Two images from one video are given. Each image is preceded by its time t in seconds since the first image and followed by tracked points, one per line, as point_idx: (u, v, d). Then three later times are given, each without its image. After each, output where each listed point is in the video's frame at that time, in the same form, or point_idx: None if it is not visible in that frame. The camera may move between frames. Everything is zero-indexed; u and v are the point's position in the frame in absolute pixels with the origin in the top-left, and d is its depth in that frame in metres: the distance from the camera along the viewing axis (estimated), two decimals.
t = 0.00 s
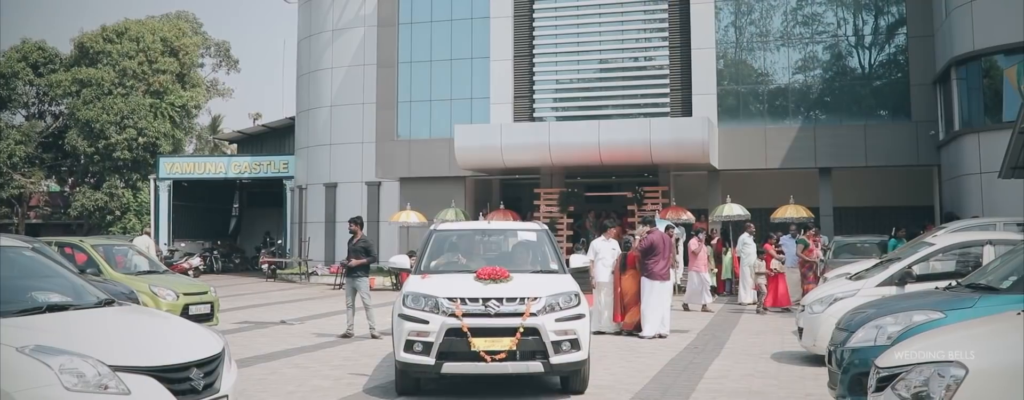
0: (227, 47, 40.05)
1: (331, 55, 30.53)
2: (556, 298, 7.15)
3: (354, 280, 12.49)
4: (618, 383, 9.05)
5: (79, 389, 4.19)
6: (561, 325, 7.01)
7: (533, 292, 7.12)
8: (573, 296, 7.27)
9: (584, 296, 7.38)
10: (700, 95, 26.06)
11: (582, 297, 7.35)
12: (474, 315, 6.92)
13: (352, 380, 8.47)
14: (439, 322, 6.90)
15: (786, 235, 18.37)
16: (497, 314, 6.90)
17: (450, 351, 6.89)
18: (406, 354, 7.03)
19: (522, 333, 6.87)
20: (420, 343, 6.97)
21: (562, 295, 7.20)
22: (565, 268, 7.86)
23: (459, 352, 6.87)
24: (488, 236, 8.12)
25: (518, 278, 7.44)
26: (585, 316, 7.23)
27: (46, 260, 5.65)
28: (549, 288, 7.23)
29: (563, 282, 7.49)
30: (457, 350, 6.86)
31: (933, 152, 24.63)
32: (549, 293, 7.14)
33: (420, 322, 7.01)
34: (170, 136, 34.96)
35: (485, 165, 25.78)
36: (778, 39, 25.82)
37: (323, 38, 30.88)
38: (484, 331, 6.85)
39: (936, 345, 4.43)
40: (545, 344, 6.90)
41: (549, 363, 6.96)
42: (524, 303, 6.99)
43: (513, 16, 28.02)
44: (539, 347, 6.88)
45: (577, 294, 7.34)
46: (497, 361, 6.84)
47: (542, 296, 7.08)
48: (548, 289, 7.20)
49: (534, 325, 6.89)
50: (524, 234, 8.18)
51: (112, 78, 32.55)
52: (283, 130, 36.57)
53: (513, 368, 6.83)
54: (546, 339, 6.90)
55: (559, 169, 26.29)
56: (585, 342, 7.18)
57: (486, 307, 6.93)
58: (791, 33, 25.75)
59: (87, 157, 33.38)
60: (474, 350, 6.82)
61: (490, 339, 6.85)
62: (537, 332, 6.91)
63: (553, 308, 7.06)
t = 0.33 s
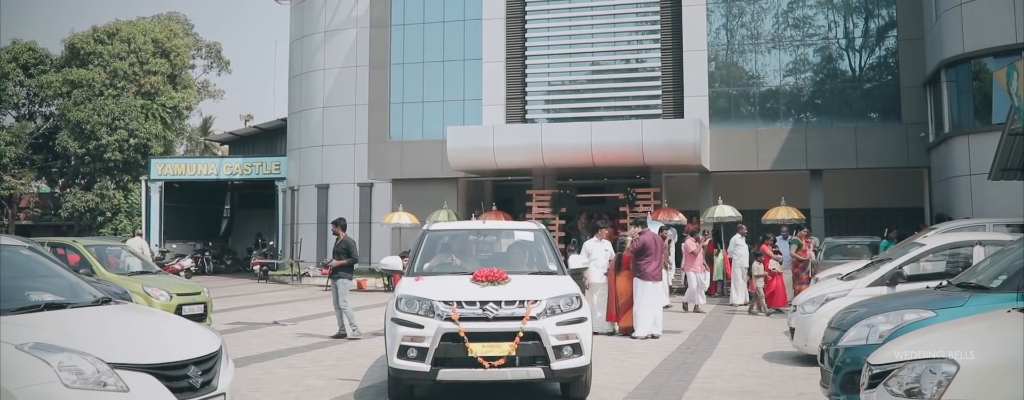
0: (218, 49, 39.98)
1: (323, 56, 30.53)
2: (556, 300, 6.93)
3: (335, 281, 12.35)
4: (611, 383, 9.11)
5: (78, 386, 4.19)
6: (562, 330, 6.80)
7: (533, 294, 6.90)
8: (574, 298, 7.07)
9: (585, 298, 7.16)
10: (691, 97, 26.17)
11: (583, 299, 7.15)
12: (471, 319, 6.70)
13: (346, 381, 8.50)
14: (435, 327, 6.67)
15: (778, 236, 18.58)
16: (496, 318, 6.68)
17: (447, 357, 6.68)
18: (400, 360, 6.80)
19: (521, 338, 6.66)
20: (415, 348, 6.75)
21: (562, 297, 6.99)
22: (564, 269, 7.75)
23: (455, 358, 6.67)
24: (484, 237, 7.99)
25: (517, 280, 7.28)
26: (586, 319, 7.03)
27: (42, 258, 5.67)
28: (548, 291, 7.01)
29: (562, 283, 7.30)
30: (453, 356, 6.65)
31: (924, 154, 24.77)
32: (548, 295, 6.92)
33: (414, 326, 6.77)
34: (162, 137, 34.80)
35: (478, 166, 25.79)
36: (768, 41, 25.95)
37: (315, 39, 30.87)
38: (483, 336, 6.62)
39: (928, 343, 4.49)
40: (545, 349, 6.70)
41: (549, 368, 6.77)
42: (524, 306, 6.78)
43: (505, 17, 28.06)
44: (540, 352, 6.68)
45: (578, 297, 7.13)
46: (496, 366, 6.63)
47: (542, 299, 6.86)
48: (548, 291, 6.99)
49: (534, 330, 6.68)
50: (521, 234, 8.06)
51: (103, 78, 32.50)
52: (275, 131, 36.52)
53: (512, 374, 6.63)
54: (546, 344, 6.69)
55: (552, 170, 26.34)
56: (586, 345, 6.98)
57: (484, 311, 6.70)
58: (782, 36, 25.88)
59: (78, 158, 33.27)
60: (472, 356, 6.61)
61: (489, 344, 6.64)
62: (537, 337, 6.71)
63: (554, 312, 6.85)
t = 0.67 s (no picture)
0: (207, 49, 39.83)
1: (313, 56, 30.53)
2: (557, 303, 6.69)
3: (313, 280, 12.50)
4: (602, 382, 9.16)
5: (74, 383, 4.22)
6: (563, 333, 6.54)
7: (532, 296, 6.66)
8: (575, 300, 6.82)
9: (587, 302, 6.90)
10: (680, 98, 26.29)
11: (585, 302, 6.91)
12: (468, 322, 6.45)
13: (338, 380, 8.53)
14: (429, 330, 6.42)
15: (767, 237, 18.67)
16: (493, 321, 6.44)
17: (442, 362, 6.41)
18: (392, 365, 6.54)
19: (521, 342, 6.40)
20: (407, 353, 6.49)
21: (563, 300, 6.75)
22: (562, 270, 7.59)
23: (451, 363, 6.40)
24: (479, 236, 7.83)
25: (514, 280, 7.11)
26: (588, 323, 6.77)
27: (35, 255, 5.68)
28: (549, 293, 6.77)
29: (563, 285, 7.06)
30: (449, 361, 6.38)
31: (911, 155, 24.93)
32: (548, 297, 6.69)
33: (407, 330, 6.52)
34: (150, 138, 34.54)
35: (467, 167, 25.80)
36: (757, 43, 26.07)
37: (305, 40, 30.82)
38: (480, 340, 6.37)
39: (917, 340, 4.56)
40: (545, 353, 6.44)
41: (549, 374, 6.49)
42: (523, 308, 6.54)
43: (495, 19, 28.10)
44: (539, 356, 6.42)
45: (579, 300, 6.88)
46: (494, 372, 6.37)
47: (542, 301, 6.62)
48: (548, 294, 6.75)
49: (534, 333, 6.43)
50: (517, 234, 7.90)
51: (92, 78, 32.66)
52: (263, 132, 36.44)
53: (511, 380, 6.37)
54: (546, 348, 6.44)
55: (541, 171, 26.39)
56: (588, 350, 6.73)
57: (482, 313, 6.46)
58: (770, 37, 26.02)
59: (65, 158, 33.13)
60: (468, 361, 6.35)
61: (487, 349, 6.38)
62: (537, 340, 6.45)
63: (554, 315, 6.60)
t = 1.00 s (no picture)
0: (192, 47, 39.66)
1: (300, 55, 30.48)
2: (559, 303, 6.37)
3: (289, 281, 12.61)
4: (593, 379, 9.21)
5: (70, 378, 4.25)
6: (565, 336, 6.23)
7: (533, 297, 6.34)
8: (578, 301, 6.51)
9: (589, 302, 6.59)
10: (667, 97, 26.38)
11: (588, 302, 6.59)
12: (464, 324, 6.13)
13: (330, 376, 8.55)
14: (423, 332, 6.10)
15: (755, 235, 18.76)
16: (492, 323, 6.12)
17: (436, 366, 6.10)
18: (384, 370, 6.23)
19: (521, 346, 6.08)
20: (400, 357, 6.18)
21: (565, 300, 6.43)
22: (561, 268, 7.33)
23: (448, 367, 6.09)
24: (473, 233, 7.57)
25: (512, 279, 6.82)
26: (592, 324, 6.46)
27: (28, 251, 5.67)
28: (550, 293, 6.44)
29: (564, 285, 6.74)
30: (445, 365, 6.07)
31: (896, 154, 25.12)
32: (549, 297, 6.37)
33: (400, 333, 6.20)
34: (136, 137, 34.12)
35: (455, 166, 25.81)
36: (743, 43, 26.23)
37: (292, 39, 30.75)
38: (477, 344, 6.05)
39: (906, 333, 4.62)
40: (547, 358, 6.13)
41: (551, 379, 6.20)
42: (523, 309, 6.21)
43: (482, 18, 28.13)
44: (539, 360, 6.10)
45: (582, 300, 6.56)
46: (492, 377, 6.04)
47: (543, 302, 6.30)
48: (550, 295, 6.42)
49: (534, 336, 6.11)
50: (513, 230, 7.63)
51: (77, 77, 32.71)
52: (250, 131, 36.28)
53: (511, 386, 6.05)
54: (548, 352, 6.12)
55: (529, 169, 26.43)
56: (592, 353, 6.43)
57: (479, 315, 6.14)
58: (756, 37, 26.17)
59: (50, 157, 32.90)
60: (466, 366, 6.03)
61: (484, 353, 6.06)
62: (537, 344, 6.13)
63: (556, 316, 6.28)
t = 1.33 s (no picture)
0: (179, 46, 39.50)
1: (288, 54, 30.46)
2: (563, 303, 6.06)
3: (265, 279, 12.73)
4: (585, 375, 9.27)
5: (69, 374, 4.26)
6: (570, 338, 5.92)
7: (535, 296, 6.03)
8: (583, 300, 6.20)
9: (595, 301, 6.28)
10: (656, 95, 26.48)
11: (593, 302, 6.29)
12: (463, 325, 5.80)
13: (323, 373, 8.58)
14: (418, 335, 5.78)
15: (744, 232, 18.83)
16: (492, 324, 5.80)
17: (433, 371, 5.77)
18: (377, 375, 5.90)
19: (524, 349, 5.77)
20: (394, 361, 5.85)
21: (569, 300, 6.12)
22: (563, 265, 7.08)
23: (445, 372, 5.77)
24: (470, 229, 7.29)
25: (513, 278, 6.54)
26: (597, 325, 6.15)
27: (21, 248, 5.65)
28: (553, 292, 6.13)
29: (568, 284, 6.43)
30: (442, 370, 5.75)
31: (883, 151, 25.27)
32: (553, 297, 6.06)
33: (394, 336, 5.87)
34: (124, 135, 34.00)
35: (444, 164, 25.81)
36: (731, 41, 26.35)
37: (281, 37, 30.70)
38: (476, 347, 5.74)
39: (898, 326, 4.67)
40: (551, 361, 5.82)
41: (555, 384, 5.88)
42: (525, 309, 5.91)
43: (472, 16, 28.14)
44: (543, 364, 5.79)
45: (587, 299, 6.25)
46: (493, 382, 5.73)
47: (547, 301, 5.99)
48: (553, 294, 6.11)
49: (538, 338, 5.80)
50: (511, 225, 7.37)
51: (65, 75, 32.47)
52: (239, 129, 36.13)
53: (512, 392, 5.73)
54: (553, 355, 5.81)
55: (519, 167, 26.47)
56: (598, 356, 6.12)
57: (478, 316, 5.82)
58: (744, 36, 26.29)
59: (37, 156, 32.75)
60: (465, 371, 5.71)
61: (484, 357, 5.75)
62: (541, 346, 5.81)
63: (561, 317, 5.98)
